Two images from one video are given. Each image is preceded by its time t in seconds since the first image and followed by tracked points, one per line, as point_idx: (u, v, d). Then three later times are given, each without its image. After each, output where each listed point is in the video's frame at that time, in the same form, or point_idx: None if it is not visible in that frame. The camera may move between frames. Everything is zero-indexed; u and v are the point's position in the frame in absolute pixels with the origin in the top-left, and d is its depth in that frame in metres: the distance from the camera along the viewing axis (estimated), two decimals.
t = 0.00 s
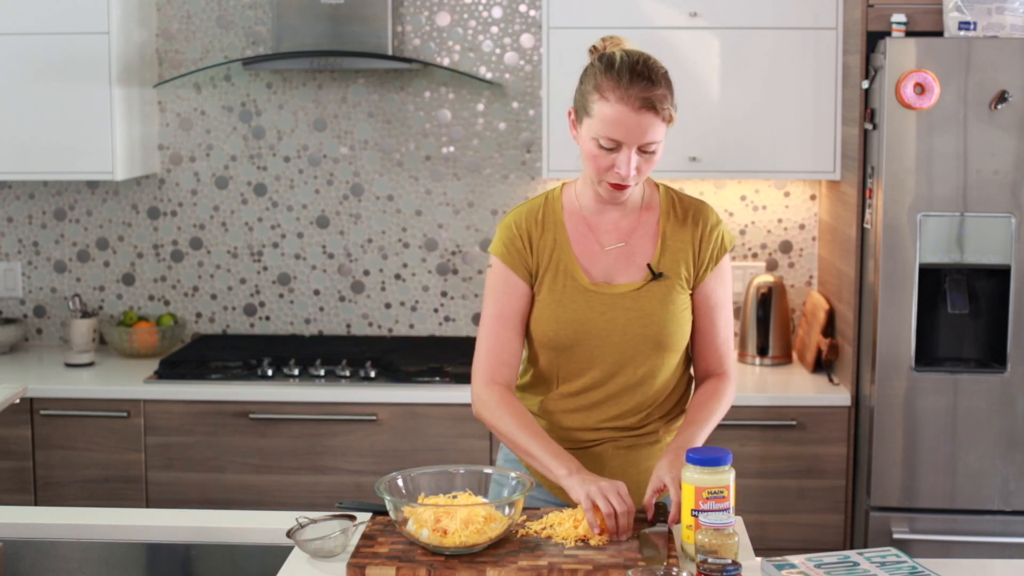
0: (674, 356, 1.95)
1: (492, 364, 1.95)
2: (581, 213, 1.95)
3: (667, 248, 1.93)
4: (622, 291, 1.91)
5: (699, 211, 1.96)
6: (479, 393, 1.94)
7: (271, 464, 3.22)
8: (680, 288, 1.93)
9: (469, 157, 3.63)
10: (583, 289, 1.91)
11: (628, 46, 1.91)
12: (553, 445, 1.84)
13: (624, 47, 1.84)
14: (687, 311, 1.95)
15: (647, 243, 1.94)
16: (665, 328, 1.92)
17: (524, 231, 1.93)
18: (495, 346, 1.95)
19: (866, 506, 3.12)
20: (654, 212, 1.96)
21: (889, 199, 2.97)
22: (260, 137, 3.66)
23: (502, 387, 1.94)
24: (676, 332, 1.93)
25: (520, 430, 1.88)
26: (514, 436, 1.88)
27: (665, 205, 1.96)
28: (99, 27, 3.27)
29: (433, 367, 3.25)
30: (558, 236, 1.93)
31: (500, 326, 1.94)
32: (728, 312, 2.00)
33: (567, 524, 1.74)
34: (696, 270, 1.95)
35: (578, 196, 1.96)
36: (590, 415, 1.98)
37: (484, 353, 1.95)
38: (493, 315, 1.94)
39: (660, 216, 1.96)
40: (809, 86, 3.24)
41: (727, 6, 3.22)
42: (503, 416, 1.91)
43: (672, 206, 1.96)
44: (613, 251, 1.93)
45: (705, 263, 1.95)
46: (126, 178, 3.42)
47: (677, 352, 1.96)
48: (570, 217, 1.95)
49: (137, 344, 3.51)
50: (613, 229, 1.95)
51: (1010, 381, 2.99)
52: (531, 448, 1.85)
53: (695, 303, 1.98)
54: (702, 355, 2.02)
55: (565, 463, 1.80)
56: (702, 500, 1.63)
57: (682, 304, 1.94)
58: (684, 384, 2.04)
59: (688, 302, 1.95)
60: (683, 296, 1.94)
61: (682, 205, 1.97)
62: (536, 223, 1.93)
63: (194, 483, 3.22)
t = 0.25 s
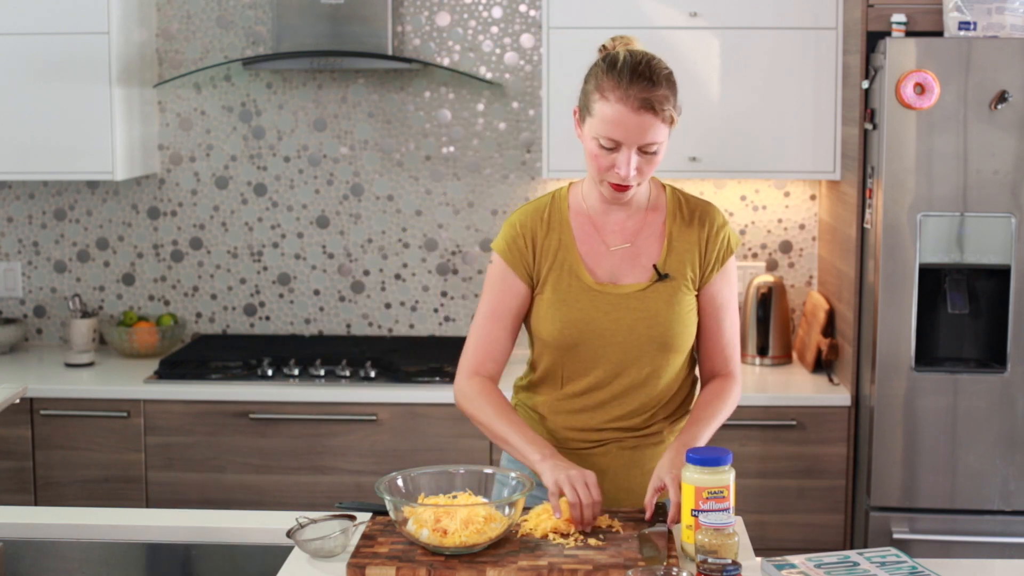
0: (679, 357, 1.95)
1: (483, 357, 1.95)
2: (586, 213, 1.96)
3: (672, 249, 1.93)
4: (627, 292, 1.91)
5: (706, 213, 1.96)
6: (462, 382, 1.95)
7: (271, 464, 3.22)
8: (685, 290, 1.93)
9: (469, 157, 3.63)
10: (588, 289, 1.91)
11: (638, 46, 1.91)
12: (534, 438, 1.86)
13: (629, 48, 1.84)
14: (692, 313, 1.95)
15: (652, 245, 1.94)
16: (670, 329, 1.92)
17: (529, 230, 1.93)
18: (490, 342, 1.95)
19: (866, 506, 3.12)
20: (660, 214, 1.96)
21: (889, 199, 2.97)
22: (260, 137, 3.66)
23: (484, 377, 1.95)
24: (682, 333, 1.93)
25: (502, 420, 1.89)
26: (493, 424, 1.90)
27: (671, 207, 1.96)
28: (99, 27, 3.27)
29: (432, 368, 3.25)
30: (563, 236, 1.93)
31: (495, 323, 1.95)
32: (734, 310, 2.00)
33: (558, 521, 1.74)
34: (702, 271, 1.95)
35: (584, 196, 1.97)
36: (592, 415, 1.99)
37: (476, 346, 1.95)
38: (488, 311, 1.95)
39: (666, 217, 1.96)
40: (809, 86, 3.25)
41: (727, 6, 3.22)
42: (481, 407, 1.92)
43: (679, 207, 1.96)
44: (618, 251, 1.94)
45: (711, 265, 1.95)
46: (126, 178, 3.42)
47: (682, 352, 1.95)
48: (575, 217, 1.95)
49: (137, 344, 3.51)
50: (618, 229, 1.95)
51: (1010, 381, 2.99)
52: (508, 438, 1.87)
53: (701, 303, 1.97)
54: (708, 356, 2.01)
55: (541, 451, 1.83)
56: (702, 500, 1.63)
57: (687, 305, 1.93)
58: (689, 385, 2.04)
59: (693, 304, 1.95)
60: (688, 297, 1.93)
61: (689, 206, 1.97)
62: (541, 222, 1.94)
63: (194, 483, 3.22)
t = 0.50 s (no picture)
0: (678, 359, 1.95)
1: (480, 353, 2.01)
2: (585, 213, 1.97)
3: (671, 249, 1.93)
4: (626, 292, 1.91)
5: (707, 214, 1.96)
6: (461, 375, 2.02)
7: (271, 464, 3.22)
8: (685, 291, 1.93)
9: (469, 157, 3.63)
10: (586, 288, 1.91)
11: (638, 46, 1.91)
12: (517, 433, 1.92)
13: (625, 48, 1.84)
14: (692, 313, 1.95)
15: (651, 245, 1.95)
16: (668, 329, 1.92)
17: (527, 230, 1.95)
18: (487, 339, 2.01)
19: (866, 506, 3.12)
20: (660, 215, 1.97)
21: (889, 199, 2.97)
22: (260, 137, 3.66)
23: (481, 372, 2.01)
24: (681, 334, 1.93)
25: (492, 415, 1.95)
26: (483, 418, 1.96)
27: (671, 207, 1.96)
28: (99, 27, 3.27)
29: (432, 368, 3.25)
30: (561, 235, 1.94)
31: (495, 320, 1.99)
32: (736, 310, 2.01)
33: (555, 520, 1.74)
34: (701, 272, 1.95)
35: (583, 197, 1.98)
36: (590, 415, 1.98)
37: (475, 342, 2.01)
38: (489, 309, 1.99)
39: (665, 217, 1.96)
40: (809, 86, 3.24)
41: (727, 6, 3.22)
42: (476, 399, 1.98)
43: (678, 208, 1.96)
44: (616, 252, 1.94)
45: (710, 265, 1.95)
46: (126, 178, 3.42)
47: (682, 352, 1.95)
48: (573, 216, 1.96)
49: (137, 344, 3.51)
50: (617, 229, 1.96)
51: (1010, 381, 2.99)
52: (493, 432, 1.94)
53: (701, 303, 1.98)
54: (709, 355, 2.03)
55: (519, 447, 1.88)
56: (702, 500, 1.64)
57: (686, 305, 1.93)
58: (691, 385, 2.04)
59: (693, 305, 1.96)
60: (687, 298, 1.93)
61: (689, 207, 1.97)
62: (540, 222, 1.95)
63: (194, 483, 3.22)
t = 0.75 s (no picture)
0: (670, 361, 1.94)
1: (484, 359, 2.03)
2: (578, 213, 1.98)
3: (662, 250, 1.93)
4: (615, 294, 1.91)
5: (700, 214, 1.95)
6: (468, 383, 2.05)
7: (271, 464, 3.22)
8: (675, 293, 1.92)
9: (469, 157, 3.63)
10: (576, 289, 1.92)
11: (628, 46, 1.90)
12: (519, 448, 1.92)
13: (613, 48, 1.84)
14: (682, 316, 1.94)
15: (643, 246, 1.94)
16: (658, 332, 1.91)
17: (519, 231, 1.96)
18: (489, 344, 2.03)
19: (866, 506, 3.12)
20: (653, 215, 1.96)
21: (889, 199, 2.97)
22: (260, 137, 3.66)
23: (488, 379, 2.03)
24: (671, 337, 1.92)
25: (497, 424, 1.97)
26: (489, 425, 1.98)
27: (664, 208, 1.96)
28: (99, 27, 3.27)
29: (432, 368, 3.25)
30: (553, 236, 1.95)
31: (495, 323, 2.02)
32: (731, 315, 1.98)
33: (556, 520, 1.74)
34: (692, 273, 1.93)
35: (577, 197, 1.99)
36: (584, 415, 1.99)
37: (480, 349, 2.04)
38: (492, 313, 2.01)
39: (658, 218, 1.95)
40: (809, 86, 3.24)
41: (727, 6, 3.22)
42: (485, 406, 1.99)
43: (672, 209, 1.96)
44: (608, 253, 1.95)
45: (701, 268, 1.93)
46: (126, 178, 3.42)
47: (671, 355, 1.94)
48: (566, 217, 1.97)
49: (137, 345, 3.51)
50: (609, 230, 1.97)
51: (1010, 381, 2.99)
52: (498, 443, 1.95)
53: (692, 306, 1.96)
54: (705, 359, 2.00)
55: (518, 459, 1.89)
56: (702, 499, 1.66)
57: (676, 307, 1.92)
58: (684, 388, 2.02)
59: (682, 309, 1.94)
60: (678, 300, 1.92)
61: (682, 207, 1.96)
62: (532, 223, 1.97)
63: (194, 483, 3.22)
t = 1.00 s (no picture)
0: (660, 363, 1.94)
1: (481, 359, 2.04)
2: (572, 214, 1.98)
3: (653, 252, 1.92)
4: (604, 295, 1.91)
5: (693, 216, 1.94)
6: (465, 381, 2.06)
7: (271, 464, 3.22)
8: (665, 295, 1.92)
9: (469, 157, 3.63)
10: (567, 289, 1.92)
11: (622, 46, 1.90)
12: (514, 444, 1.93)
13: (605, 47, 1.84)
14: (672, 319, 1.93)
15: (635, 248, 1.94)
16: (647, 334, 1.91)
17: (514, 230, 1.97)
18: (485, 343, 2.04)
19: (866, 506, 3.12)
20: (646, 217, 1.96)
21: (889, 200, 2.97)
22: (260, 137, 3.66)
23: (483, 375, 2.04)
24: (661, 339, 1.92)
25: (492, 422, 1.98)
26: (484, 423, 1.99)
27: (657, 210, 1.95)
28: (99, 27, 3.27)
29: (432, 367, 3.25)
30: (546, 236, 1.96)
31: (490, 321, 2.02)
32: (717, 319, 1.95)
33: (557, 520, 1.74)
34: (682, 275, 1.93)
35: (571, 198, 1.99)
36: (576, 414, 1.99)
37: (476, 348, 2.04)
38: (486, 311, 2.02)
39: (651, 220, 1.95)
40: (809, 86, 3.24)
41: (727, 6, 3.22)
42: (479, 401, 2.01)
43: (665, 211, 1.95)
44: (600, 254, 1.95)
45: (691, 270, 1.92)
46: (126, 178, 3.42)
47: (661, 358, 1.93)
48: (560, 217, 1.98)
49: (137, 344, 3.51)
50: (602, 231, 1.96)
51: (1010, 381, 2.99)
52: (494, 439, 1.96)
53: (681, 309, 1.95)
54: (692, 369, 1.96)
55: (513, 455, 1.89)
56: (702, 500, 1.65)
57: (666, 310, 1.92)
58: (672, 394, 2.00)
59: (671, 312, 1.93)
60: (668, 302, 1.92)
61: (675, 210, 1.95)
62: (527, 222, 1.97)
63: (195, 483, 3.22)
